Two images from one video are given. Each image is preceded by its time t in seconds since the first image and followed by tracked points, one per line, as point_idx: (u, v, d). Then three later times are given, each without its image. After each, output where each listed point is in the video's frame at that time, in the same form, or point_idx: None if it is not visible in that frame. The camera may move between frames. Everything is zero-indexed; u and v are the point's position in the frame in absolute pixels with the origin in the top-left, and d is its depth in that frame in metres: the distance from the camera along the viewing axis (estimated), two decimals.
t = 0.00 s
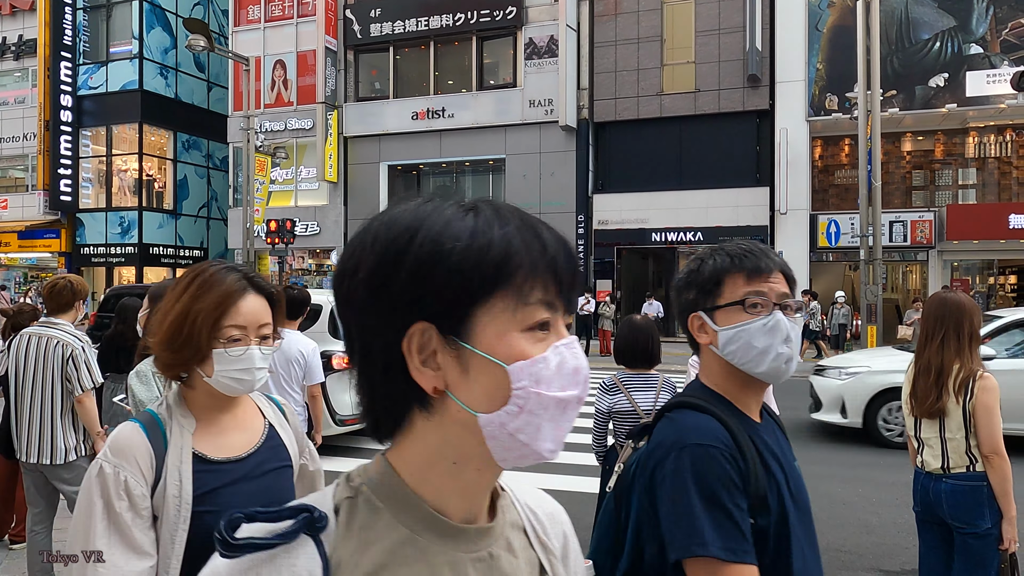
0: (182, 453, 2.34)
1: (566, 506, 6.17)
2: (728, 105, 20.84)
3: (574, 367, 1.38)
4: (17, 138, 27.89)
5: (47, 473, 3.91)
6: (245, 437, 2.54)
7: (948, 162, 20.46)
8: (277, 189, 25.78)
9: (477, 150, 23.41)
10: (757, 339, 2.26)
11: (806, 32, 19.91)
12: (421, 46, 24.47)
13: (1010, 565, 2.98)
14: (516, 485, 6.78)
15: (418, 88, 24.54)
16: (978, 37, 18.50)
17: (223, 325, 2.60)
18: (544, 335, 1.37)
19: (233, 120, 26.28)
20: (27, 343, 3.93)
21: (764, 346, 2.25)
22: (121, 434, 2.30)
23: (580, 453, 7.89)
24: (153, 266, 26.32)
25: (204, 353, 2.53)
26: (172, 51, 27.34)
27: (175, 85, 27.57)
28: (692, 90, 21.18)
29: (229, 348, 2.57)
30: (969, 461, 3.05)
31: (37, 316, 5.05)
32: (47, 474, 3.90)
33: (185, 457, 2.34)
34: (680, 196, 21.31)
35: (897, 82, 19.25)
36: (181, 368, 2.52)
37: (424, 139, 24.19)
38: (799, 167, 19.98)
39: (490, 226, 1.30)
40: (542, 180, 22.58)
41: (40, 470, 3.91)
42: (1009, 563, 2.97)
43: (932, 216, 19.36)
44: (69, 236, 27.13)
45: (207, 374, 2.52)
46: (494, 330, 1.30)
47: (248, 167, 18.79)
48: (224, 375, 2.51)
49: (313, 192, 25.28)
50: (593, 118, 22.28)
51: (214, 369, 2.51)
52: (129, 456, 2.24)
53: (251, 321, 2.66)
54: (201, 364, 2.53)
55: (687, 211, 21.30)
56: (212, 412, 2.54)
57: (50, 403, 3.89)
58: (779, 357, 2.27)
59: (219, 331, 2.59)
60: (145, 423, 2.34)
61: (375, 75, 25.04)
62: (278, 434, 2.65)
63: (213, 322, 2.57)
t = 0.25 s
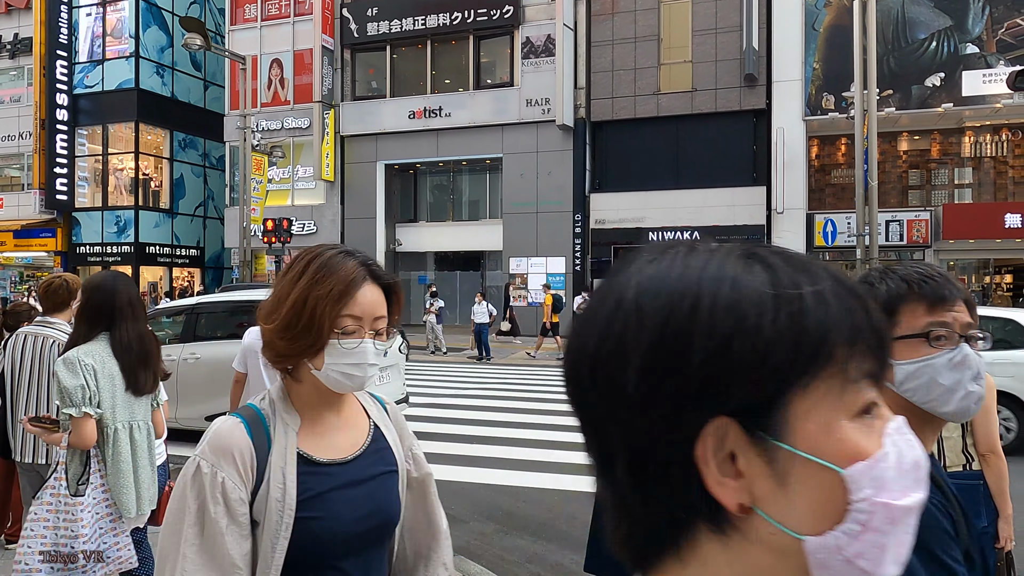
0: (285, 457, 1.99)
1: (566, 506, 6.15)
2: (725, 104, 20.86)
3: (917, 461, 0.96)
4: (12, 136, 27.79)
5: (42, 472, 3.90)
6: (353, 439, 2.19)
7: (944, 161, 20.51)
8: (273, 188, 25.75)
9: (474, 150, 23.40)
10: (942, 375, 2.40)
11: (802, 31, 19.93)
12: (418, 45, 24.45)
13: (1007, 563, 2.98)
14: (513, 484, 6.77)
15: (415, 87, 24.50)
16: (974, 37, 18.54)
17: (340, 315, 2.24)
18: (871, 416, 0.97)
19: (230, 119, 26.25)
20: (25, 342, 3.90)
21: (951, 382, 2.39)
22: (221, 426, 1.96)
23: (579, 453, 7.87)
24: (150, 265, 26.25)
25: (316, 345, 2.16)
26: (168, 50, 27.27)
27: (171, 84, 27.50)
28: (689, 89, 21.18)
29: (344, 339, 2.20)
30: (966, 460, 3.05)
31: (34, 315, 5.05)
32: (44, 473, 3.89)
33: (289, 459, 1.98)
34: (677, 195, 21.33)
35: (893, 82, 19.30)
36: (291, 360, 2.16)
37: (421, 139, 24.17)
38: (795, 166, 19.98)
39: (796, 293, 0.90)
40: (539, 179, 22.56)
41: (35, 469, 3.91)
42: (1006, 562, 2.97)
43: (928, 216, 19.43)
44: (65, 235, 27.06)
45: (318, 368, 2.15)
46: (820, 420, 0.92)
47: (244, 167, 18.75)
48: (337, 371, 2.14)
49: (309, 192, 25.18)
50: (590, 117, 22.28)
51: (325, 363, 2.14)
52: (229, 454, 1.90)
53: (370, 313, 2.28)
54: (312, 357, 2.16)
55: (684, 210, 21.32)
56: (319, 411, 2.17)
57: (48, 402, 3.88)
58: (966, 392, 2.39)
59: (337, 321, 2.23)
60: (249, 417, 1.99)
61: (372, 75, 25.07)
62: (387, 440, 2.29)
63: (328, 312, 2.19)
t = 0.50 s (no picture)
0: (413, 498, 1.69)
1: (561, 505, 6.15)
2: (722, 104, 20.88)
3: None
4: (8, 136, 27.71)
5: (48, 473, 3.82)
6: (479, 480, 1.88)
7: (940, 161, 20.55)
8: (270, 188, 25.72)
9: (471, 149, 23.40)
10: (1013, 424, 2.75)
11: (799, 31, 19.93)
12: (414, 44, 24.41)
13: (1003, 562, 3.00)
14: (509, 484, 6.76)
15: (412, 86, 24.47)
16: (970, 37, 18.58)
17: (432, 320, 1.90)
18: None
19: (226, 118, 26.19)
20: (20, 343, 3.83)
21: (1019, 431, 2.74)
22: (336, 463, 1.70)
23: (575, 452, 7.87)
24: (146, 265, 26.20)
25: (415, 366, 1.89)
26: (165, 49, 27.21)
27: (167, 83, 27.45)
28: (685, 89, 21.20)
29: (441, 355, 1.88)
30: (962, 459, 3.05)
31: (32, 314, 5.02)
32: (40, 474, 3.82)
33: (418, 507, 1.68)
34: (674, 195, 21.35)
35: (890, 82, 19.32)
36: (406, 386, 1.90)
37: (418, 138, 24.15)
38: (792, 166, 19.96)
39: None
40: (536, 178, 22.56)
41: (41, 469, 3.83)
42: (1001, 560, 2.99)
43: (924, 216, 19.47)
44: (61, 235, 26.99)
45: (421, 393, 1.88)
46: None
47: (240, 166, 18.71)
48: (440, 395, 1.85)
49: (306, 191, 25.27)
50: (586, 117, 22.27)
51: (426, 384, 1.87)
52: (348, 500, 1.61)
53: (472, 320, 1.91)
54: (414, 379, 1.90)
55: (681, 210, 21.33)
56: (437, 440, 1.88)
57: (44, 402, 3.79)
58: None
59: (432, 335, 1.90)
60: (373, 456, 1.69)
61: (369, 75, 25.12)
62: (510, 480, 1.96)
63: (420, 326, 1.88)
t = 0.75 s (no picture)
0: (589, 552, 1.31)
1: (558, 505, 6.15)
2: (718, 104, 20.90)
3: None
4: (3, 135, 27.62)
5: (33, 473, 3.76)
6: (649, 521, 1.50)
7: (936, 161, 20.60)
8: (266, 187, 25.69)
9: (468, 149, 23.40)
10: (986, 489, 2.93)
11: (795, 32, 19.98)
12: (411, 44, 24.39)
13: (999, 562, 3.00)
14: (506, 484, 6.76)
15: (409, 86, 24.45)
16: (966, 38, 18.64)
17: (602, 328, 1.45)
18: None
19: (223, 118, 26.15)
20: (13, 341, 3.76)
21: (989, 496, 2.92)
22: (487, 509, 1.31)
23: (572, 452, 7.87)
24: (142, 265, 26.16)
25: (574, 383, 1.46)
26: (161, 49, 27.16)
27: (163, 83, 27.41)
28: (682, 89, 21.24)
29: (608, 369, 1.44)
30: (958, 459, 3.05)
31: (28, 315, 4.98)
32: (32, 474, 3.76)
33: (592, 556, 1.31)
34: (671, 195, 21.37)
35: (886, 82, 19.37)
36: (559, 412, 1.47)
37: (415, 138, 24.13)
38: (789, 166, 19.99)
39: None
40: (533, 178, 22.56)
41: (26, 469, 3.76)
42: (997, 560, 2.99)
43: (920, 216, 19.54)
44: (56, 235, 26.90)
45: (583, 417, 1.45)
46: None
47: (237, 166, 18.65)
48: (610, 419, 1.43)
49: (302, 191, 25.25)
50: (583, 117, 22.28)
51: (591, 406, 1.44)
52: (516, 556, 1.25)
53: (643, 323, 1.47)
54: (572, 400, 1.47)
55: (678, 210, 21.35)
56: (603, 474, 1.48)
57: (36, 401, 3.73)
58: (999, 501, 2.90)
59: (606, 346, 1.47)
60: (535, 500, 1.30)
61: (365, 74, 25.04)
62: (678, 510, 1.62)
63: (581, 333, 1.44)
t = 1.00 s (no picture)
0: None
1: (554, 505, 6.14)
2: (714, 104, 20.92)
3: None
4: None
5: (28, 474, 3.72)
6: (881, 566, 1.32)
7: (931, 161, 20.64)
8: (263, 187, 25.65)
9: (465, 149, 23.37)
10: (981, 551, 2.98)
11: (791, 32, 20.00)
12: (408, 44, 24.35)
13: (993, 561, 3.01)
14: (502, 484, 6.75)
15: (405, 86, 24.39)
16: (961, 38, 18.70)
17: (861, 337, 1.22)
18: None
19: (219, 117, 26.08)
20: (6, 341, 3.71)
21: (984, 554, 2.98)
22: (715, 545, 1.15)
23: (568, 452, 7.87)
24: (138, 264, 26.09)
25: (827, 402, 1.23)
26: (156, 48, 27.09)
27: (159, 82, 27.33)
28: (678, 90, 21.25)
29: (881, 388, 1.22)
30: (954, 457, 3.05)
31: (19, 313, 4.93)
32: (27, 474, 3.71)
33: None
34: (667, 195, 21.36)
35: (882, 83, 19.40)
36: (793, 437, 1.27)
37: (412, 137, 24.09)
38: (784, 167, 20.02)
39: None
40: (529, 178, 22.54)
41: (21, 470, 3.72)
42: (991, 559, 3.00)
43: (915, 216, 19.59)
44: (51, 234, 26.78)
45: (835, 441, 1.24)
46: None
47: (233, 166, 18.57)
48: (875, 448, 1.22)
49: (299, 191, 25.19)
50: (580, 117, 22.28)
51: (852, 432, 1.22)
52: None
53: (913, 336, 1.24)
54: (815, 424, 1.25)
55: (674, 210, 21.35)
56: (840, 511, 1.29)
57: (30, 402, 3.68)
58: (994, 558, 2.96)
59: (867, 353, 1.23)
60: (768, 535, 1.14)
61: (362, 73, 24.99)
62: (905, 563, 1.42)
63: (846, 345, 1.21)
